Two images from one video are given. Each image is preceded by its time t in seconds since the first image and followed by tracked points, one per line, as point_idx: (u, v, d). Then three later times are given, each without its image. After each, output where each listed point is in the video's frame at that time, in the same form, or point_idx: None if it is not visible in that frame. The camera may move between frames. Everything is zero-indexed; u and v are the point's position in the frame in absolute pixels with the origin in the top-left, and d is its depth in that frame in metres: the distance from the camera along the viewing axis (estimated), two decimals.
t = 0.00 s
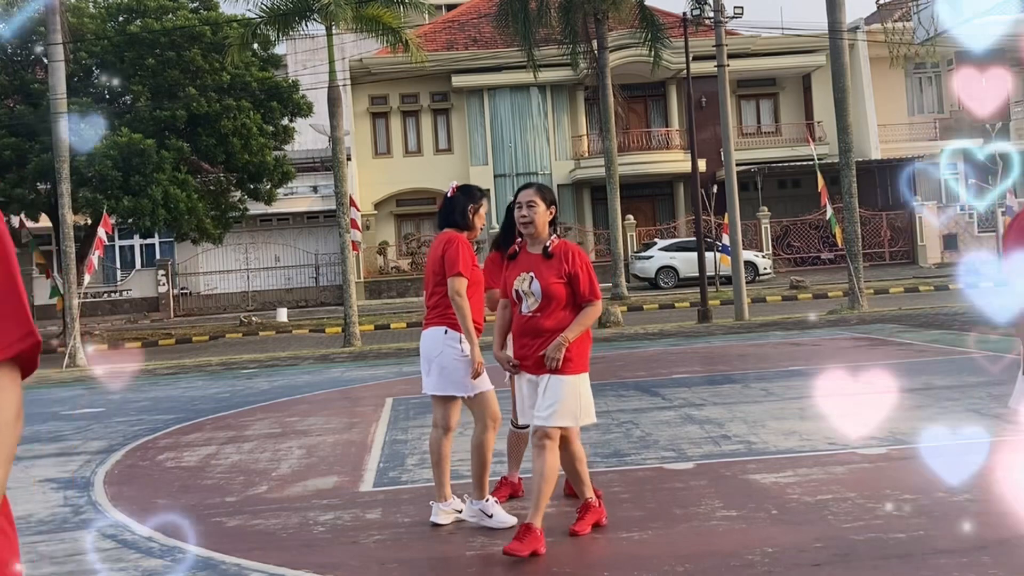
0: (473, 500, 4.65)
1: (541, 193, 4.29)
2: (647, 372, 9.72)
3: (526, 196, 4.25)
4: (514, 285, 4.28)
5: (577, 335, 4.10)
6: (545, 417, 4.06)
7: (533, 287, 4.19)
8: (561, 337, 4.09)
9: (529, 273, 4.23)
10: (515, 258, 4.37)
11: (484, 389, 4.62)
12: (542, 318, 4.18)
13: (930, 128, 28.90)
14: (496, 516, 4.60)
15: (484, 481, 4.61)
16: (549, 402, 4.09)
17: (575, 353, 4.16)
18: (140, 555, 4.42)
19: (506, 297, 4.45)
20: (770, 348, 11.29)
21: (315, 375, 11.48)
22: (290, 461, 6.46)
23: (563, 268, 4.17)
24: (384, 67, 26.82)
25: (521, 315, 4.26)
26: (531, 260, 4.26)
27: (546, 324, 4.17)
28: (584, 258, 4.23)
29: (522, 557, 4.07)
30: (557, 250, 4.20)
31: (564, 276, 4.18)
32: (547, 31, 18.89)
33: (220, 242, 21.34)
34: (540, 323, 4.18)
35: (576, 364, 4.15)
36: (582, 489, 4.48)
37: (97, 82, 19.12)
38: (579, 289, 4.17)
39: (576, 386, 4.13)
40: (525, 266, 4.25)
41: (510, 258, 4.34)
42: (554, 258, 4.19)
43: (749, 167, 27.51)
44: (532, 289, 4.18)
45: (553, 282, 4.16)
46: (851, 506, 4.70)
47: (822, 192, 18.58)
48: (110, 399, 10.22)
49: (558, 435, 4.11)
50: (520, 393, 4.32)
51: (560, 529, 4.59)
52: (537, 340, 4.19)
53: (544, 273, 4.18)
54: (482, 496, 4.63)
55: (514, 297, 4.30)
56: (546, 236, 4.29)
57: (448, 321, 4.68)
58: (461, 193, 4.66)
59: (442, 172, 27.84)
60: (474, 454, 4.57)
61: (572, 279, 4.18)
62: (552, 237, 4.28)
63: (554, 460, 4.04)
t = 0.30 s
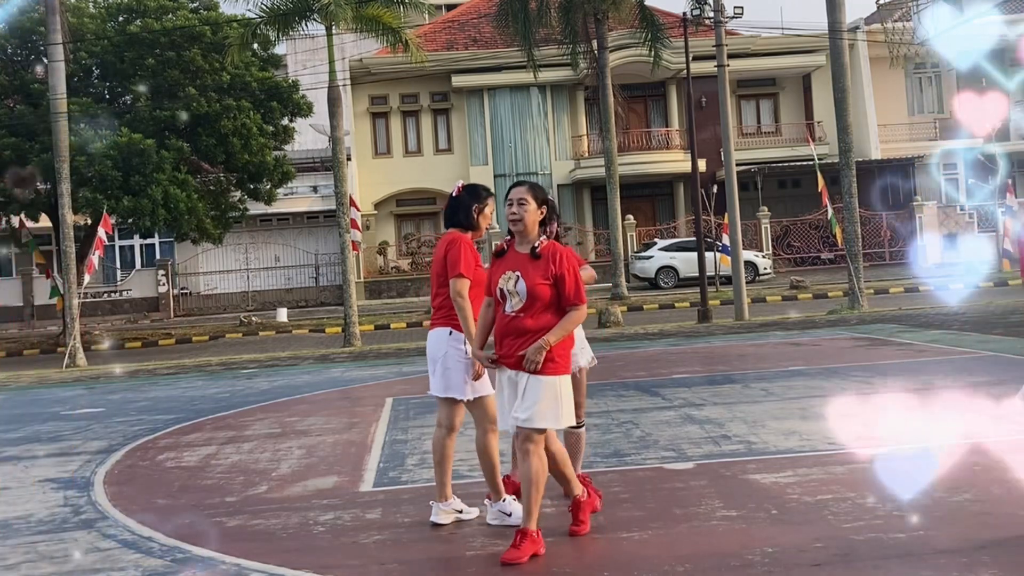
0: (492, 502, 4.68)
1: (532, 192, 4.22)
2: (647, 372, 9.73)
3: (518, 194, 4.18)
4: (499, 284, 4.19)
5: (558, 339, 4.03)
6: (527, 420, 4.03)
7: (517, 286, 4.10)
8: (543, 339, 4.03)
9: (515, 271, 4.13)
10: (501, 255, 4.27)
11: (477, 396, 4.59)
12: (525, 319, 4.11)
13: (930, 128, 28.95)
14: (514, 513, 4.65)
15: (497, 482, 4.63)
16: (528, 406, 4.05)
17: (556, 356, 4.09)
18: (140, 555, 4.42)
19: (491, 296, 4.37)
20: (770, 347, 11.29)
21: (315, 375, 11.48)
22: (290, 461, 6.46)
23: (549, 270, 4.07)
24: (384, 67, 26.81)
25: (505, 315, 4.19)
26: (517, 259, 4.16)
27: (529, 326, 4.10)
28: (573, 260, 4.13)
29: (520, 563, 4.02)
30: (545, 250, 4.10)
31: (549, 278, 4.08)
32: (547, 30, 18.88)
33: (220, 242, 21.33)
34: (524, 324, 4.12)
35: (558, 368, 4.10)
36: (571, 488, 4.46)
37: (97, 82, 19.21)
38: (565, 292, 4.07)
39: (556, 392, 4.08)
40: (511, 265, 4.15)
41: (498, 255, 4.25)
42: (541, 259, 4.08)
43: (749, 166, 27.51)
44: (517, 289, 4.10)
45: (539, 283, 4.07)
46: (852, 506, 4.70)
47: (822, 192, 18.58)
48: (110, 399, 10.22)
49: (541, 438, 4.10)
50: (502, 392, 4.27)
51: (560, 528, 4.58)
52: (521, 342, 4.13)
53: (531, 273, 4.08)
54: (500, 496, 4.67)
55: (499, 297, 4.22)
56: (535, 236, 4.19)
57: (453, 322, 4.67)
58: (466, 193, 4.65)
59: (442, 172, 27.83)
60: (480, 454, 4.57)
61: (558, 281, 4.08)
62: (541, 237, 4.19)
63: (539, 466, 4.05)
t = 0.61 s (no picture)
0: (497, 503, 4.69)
1: (524, 190, 4.19)
2: (647, 372, 9.74)
3: (510, 190, 4.15)
4: (485, 281, 4.16)
5: (542, 341, 3.99)
6: (516, 425, 3.99)
7: (504, 284, 4.07)
8: (526, 340, 3.99)
9: (501, 270, 4.09)
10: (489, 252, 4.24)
11: (480, 399, 4.60)
12: (511, 318, 4.08)
13: (930, 127, 28.98)
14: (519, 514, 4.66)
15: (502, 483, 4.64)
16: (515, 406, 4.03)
17: (541, 357, 4.06)
18: (140, 555, 4.42)
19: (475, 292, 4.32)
20: (770, 348, 11.28)
21: (315, 375, 11.48)
22: (290, 461, 6.47)
23: (536, 269, 4.05)
24: (385, 67, 26.81)
25: (490, 313, 4.16)
26: (503, 258, 4.13)
27: (514, 324, 4.07)
28: (559, 261, 4.09)
29: (520, 563, 4.02)
30: (533, 249, 4.07)
31: (536, 277, 4.05)
32: (547, 30, 18.88)
33: (220, 241, 21.33)
34: (508, 322, 4.09)
35: (542, 369, 4.06)
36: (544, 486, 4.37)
37: (97, 82, 19.30)
38: (551, 291, 4.05)
39: (539, 392, 4.03)
40: (499, 262, 4.12)
41: (487, 252, 4.22)
42: (529, 258, 4.05)
43: (749, 166, 27.52)
44: (503, 287, 4.06)
45: (525, 282, 4.04)
46: (852, 506, 4.70)
47: (823, 193, 18.56)
48: (110, 399, 10.23)
49: (535, 440, 4.08)
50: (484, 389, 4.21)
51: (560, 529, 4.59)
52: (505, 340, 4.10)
53: (517, 272, 4.06)
54: (505, 499, 4.68)
55: (484, 294, 4.19)
56: (524, 234, 4.16)
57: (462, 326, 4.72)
58: (470, 192, 4.61)
59: (442, 172, 27.83)
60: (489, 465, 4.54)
61: (543, 280, 4.05)
62: (530, 236, 4.16)
63: (536, 469, 4.06)
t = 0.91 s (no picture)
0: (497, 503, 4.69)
1: (508, 188, 4.17)
2: (647, 372, 9.74)
3: (493, 189, 4.13)
4: (471, 283, 4.14)
5: (528, 343, 3.96)
6: (513, 428, 3.99)
7: (488, 286, 4.05)
8: (513, 343, 3.97)
9: (486, 271, 4.08)
10: (476, 253, 4.23)
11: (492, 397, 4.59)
12: (497, 320, 4.06)
13: (929, 127, 29.01)
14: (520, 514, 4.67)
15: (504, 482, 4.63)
16: (510, 409, 4.00)
17: (529, 358, 4.02)
18: (140, 555, 4.42)
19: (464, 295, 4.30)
20: (770, 347, 11.28)
21: (315, 375, 11.48)
22: (290, 461, 6.47)
23: (519, 268, 4.04)
24: (385, 67, 26.82)
25: (476, 315, 4.13)
26: (489, 260, 4.12)
27: (500, 326, 4.05)
28: (544, 260, 4.07)
29: (520, 563, 4.02)
30: (516, 250, 4.05)
31: (520, 276, 4.03)
32: (547, 30, 18.90)
33: (220, 241, 21.34)
34: (495, 324, 4.06)
35: (531, 371, 4.03)
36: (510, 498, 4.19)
37: (97, 82, 19.30)
38: (536, 290, 4.02)
39: (528, 394, 4.01)
40: (484, 264, 4.11)
41: (473, 253, 4.21)
42: (512, 258, 4.05)
43: (749, 166, 27.52)
44: (488, 289, 4.04)
45: (509, 283, 4.02)
46: (852, 506, 4.70)
47: (823, 193, 18.54)
48: (110, 398, 10.23)
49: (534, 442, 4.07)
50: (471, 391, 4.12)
51: (560, 528, 4.59)
52: (493, 342, 4.07)
53: (501, 273, 4.04)
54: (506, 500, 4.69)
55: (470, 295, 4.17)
56: (509, 233, 4.14)
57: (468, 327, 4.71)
58: (474, 189, 4.53)
59: (442, 172, 27.83)
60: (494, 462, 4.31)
61: (528, 280, 4.03)
62: (515, 236, 4.14)
63: (534, 469, 4.06)
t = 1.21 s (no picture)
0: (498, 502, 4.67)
1: (491, 188, 4.08)
2: (647, 372, 9.74)
3: (475, 189, 4.04)
4: (458, 287, 4.10)
5: (516, 347, 3.91)
6: (505, 431, 3.94)
7: (474, 289, 4.01)
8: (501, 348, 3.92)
9: (471, 274, 4.04)
10: (459, 257, 4.18)
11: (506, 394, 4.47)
12: (484, 322, 4.01)
13: (930, 127, 29.01)
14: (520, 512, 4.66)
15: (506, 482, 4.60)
16: (500, 412, 3.95)
17: (518, 361, 3.98)
18: (140, 555, 4.42)
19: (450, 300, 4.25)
20: (770, 347, 11.27)
21: (315, 375, 11.49)
22: (290, 461, 6.47)
23: (505, 270, 3.98)
24: (385, 67, 26.83)
25: (463, 320, 4.08)
26: (474, 263, 4.07)
27: (487, 330, 4.01)
28: (529, 260, 4.01)
29: (520, 563, 4.03)
30: (501, 252, 4.00)
31: (505, 278, 3.99)
32: (547, 30, 18.92)
33: (220, 241, 21.34)
34: (483, 327, 4.01)
35: (519, 373, 3.98)
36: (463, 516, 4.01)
37: (97, 82, 19.28)
38: (522, 292, 3.97)
39: (518, 396, 3.95)
40: (469, 266, 4.07)
41: (458, 255, 4.16)
42: (497, 259, 4.00)
43: (749, 166, 27.51)
44: (474, 292, 4.00)
45: (494, 286, 3.97)
46: (852, 506, 4.70)
47: (823, 193, 18.53)
48: (109, 399, 10.23)
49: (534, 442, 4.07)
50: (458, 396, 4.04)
51: (560, 528, 4.59)
52: (479, 346, 4.03)
53: (486, 275, 4.00)
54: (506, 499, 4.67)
55: (456, 299, 4.12)
56: (493, 234, 4.09)
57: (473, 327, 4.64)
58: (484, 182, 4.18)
59: (442, 172, 27.84)
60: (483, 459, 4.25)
61: (513, 281, 3.98)
62: (499, 236, 4.08)
63: (536, 468, 4.06)
